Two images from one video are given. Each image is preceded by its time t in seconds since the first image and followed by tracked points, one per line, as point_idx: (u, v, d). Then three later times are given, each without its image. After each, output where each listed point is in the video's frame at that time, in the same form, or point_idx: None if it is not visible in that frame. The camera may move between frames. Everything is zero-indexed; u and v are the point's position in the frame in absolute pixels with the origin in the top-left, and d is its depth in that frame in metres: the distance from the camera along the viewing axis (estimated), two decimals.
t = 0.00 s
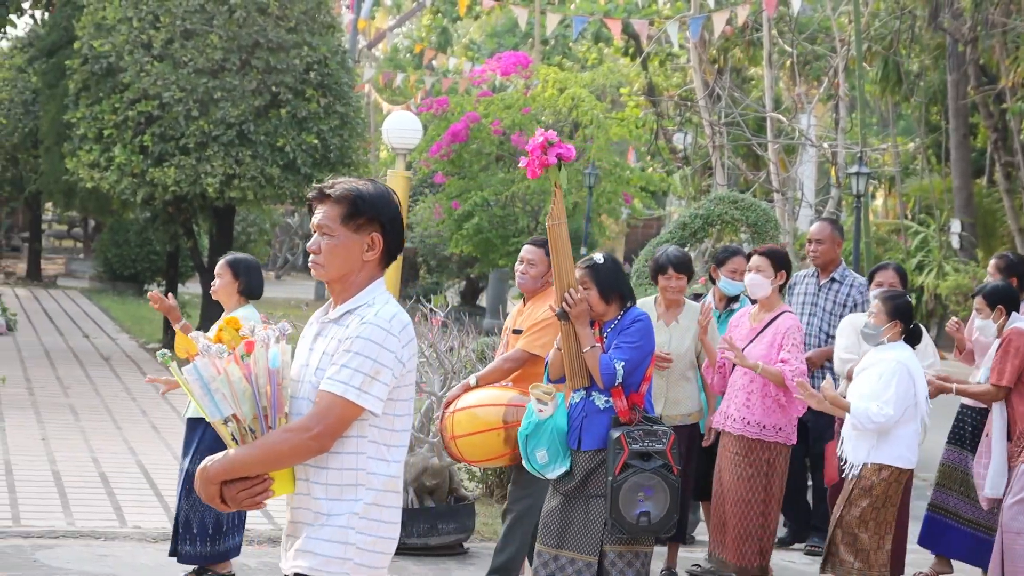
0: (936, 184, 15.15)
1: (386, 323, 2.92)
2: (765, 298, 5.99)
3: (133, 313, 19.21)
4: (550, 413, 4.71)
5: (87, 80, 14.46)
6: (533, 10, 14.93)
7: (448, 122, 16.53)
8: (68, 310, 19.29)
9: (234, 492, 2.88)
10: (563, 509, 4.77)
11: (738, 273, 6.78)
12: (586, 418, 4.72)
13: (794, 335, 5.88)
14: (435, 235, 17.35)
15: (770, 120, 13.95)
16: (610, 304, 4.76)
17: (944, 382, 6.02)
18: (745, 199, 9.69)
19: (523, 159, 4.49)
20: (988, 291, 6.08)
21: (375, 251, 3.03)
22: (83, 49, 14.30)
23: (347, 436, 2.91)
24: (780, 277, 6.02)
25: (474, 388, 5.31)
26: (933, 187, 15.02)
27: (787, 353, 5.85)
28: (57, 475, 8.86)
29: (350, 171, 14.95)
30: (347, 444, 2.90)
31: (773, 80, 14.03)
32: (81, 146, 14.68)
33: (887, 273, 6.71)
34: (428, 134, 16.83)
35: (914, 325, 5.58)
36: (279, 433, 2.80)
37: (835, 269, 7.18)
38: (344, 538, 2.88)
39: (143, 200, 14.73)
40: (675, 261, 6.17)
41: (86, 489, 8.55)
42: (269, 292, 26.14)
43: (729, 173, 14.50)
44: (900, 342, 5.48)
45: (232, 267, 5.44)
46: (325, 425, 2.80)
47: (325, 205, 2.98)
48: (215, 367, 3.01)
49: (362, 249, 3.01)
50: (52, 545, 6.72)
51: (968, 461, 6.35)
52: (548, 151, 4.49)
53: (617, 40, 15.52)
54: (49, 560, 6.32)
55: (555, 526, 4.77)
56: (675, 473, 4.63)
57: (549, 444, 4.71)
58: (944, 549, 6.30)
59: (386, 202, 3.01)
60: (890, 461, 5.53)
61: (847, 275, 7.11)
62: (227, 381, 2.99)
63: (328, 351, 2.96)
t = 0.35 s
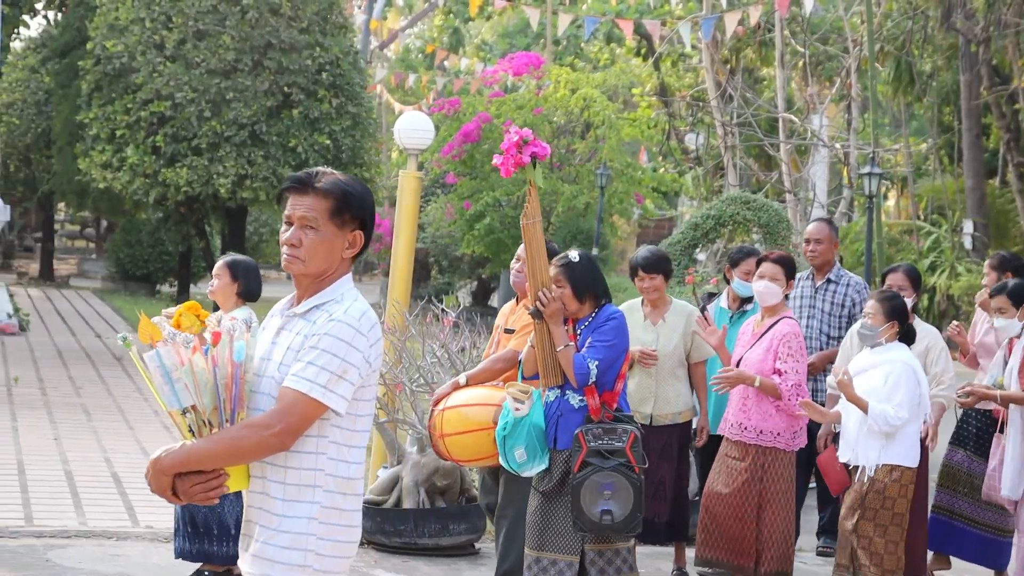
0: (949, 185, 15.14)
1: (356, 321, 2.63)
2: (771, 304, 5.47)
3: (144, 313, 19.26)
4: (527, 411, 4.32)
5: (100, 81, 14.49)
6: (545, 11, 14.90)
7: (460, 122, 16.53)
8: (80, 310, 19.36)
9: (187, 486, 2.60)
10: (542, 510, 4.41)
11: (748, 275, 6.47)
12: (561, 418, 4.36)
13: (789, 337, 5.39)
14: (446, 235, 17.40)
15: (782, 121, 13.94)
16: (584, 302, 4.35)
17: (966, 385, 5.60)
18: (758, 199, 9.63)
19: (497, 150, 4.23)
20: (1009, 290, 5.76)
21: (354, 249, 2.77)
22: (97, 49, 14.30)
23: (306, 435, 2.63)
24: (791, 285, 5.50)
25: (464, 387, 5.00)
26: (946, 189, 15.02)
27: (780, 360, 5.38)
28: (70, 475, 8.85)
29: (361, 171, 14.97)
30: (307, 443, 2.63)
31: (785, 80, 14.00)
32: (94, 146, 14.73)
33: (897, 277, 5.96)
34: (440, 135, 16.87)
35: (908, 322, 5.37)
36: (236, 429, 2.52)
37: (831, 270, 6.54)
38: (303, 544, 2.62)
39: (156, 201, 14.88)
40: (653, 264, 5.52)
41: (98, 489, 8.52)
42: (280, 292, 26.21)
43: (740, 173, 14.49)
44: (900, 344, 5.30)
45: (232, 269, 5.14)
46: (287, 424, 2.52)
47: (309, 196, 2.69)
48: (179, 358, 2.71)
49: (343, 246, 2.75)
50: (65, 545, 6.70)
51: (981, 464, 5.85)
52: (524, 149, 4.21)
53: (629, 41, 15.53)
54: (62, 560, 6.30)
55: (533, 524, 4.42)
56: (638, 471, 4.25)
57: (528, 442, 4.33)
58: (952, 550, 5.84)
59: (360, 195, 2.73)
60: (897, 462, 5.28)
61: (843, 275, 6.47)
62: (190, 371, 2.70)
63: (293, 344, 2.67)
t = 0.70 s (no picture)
0: (951, 186, 15.15)
1: (329, 323, 2.60)
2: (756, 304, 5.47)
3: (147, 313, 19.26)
4: (511, 414, 4.44)
5: (103, 81, 14.56)
6: (547, 11, 14.85)
7: (462, 123, 16.52)
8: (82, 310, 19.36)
9: (160, 496, 2.53)
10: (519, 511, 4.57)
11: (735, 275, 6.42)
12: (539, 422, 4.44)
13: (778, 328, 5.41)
14: (449, 235, 17.40)
15: (785, 121, 13.93)
16: (563, 305, 4.44)
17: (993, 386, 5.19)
18: (760, 199, 9.63)
19: (475, 151, 4.41)
20: None
21: (320, 246, 2.74)
22: (100, 49, 14.41)
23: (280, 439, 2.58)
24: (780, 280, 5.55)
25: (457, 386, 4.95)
26: (949, 188, 15.03)
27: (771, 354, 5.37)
28: (72, 475, 8.85)
29: (364, 172, 15.07)
30: (281, 447, 2.58)
31: (787, 80, 13.99)
32: (97, 147, 14.76)
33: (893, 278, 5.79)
34: (442, 136, 16.86)
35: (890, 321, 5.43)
36: (210, 438, 2.47)
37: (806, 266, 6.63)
38: (286, 552, 2.58)
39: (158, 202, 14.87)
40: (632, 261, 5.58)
41: (101, 488, 8.54)
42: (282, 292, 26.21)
43: (743, 173, 14.48)
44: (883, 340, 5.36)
45: (208, 267, 5.09)
46: (261, 430, 2.47)
47: (270, 194, 2.65)
48: (145, 367, 2.62)
49: (307, 244, 2.71)
50: (67, 545, 6.71)
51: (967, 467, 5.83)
52: (501, 150, 4.38)
53: (631, 41, 15.54)
54: (64, 560, 6.30)
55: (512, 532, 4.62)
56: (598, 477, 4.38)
57: (510, 447, 4.46)
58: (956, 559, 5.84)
59: (321, 191, 2.69)
60: (882, 456, 5.32)
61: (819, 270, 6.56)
62: (158, 380, 2.61)
63: (264, 348, 2.61)
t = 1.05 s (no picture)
0: (951, 186, 15.17)
1: (296, 327, 2.57)
2: (732, 298, 5.55)
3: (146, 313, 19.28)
4: (496, 410, 4.54)
5: (102, 82, 14.54)
6: (546, 11, 14.78)
7: (462, 123, 16.52)
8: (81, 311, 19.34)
9: (127, 507, 2.45)
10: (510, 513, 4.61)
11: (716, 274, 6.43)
12: (527, 419, 4.49)
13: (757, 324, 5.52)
14: (448, 235, 17.40)
15: (784, 121, 13.93)
16: (550, 303, 4.45)
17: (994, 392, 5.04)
18: (759, 200, 9.64)
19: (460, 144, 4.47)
20: None
21: (273, 245, 2.68)
22: (99, 49, 14.40)
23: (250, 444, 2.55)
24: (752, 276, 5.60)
25: (435, 389, 4.99)
26: (949, 189, 15.05)
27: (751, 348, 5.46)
28: (72, 476, 8.84)
29: (362, 172, 15.14)
30: (250, 453, 2.55)
31: (787, 81, 13.99)
32: (96, 147, 14.75)
33: (880, 279, 5.77)
34: (441, 136, 16.86)
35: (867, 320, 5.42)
36: (181, 446, 2.41)
37: (794, 267, 6.79)
38: (258, 558, 2.55)
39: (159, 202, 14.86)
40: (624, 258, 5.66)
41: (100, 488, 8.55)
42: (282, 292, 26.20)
43: (743, 173, 14.48)
44: (859, 342, 5.34)
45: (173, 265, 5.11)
46: (234, 437, 2.44)
47: (217, 197, 2.59)
48: (111, 377, 2.53)
49: (260, 244, 2.65)
50: (66, 545, 6.70)
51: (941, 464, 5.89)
52: (484, 144, 4.44)
53: (631, 42, 15.56)
54: (63, 561, 6.30)
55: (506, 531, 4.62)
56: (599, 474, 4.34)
57: (499, 443, 4.53)
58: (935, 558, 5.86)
59: (273, 192, 2.64)
60: (860, 459, 5.28)
61: (807, 271, 6.73)
62: (124, 390, 2.53)
63: (230, 353, 2.57)
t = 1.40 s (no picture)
0: (948, 186, 15.19)
1: (213, 322, 2.75)
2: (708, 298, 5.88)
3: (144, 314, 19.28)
4: (484, 409, 4.78)
5: (100, 82, 14.55)
6: (544, 11, 14.76)
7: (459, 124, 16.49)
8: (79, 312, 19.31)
9: (32, 501, 2.61)
10: (488, 509, 4.85)
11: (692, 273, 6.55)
12: (512, 417, 4.80)
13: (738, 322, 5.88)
14: (445, 236, 17.40)
15: (782, 122, 13.96)
16: (536, 299, 4.76)
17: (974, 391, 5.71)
18: (757, 200, 9.66)
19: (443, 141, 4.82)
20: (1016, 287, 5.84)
21: (191, 242, 2.86)
22: (96, 49, 14.41)
23: (164, 442, 2.72)
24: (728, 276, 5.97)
25: (394, 388, 5.22)
26: (946, 189, 15.08)
27: (743, 354, 5.78)
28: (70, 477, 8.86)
29: (361, 172, 15.01)
30: (162, 450, 2.71)
31: (785, 81, 14.00)
32: (92, 146, 14.71)
33: (860, 281, 6.10)
34: (439, 136, 16.85)
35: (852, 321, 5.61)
36: (94, 437, 2.56)
37: (791, 268, 6.85)
38: (172, 556, 2.71)
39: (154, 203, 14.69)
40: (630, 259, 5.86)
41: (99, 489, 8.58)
42: (280, 292, 26.18)
43: (741, 173, 14.50)
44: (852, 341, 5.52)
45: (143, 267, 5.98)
46: (145, 429, 2.60)
47: (134, 193, 2.78)
48: (25, 368, 2.66)
49: (179, 240, 2.84)
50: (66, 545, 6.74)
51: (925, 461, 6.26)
52: (467, 143, 4.79)
53: (629, 42, 15.57)
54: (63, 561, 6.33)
55: (476, 523, 4.89)
56: (579, 472, 4.65)
57: (485, 442, 4.76)
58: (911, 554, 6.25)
59: (200, 189, 2.85)
60: (850, 460, 5.50)
61: (804, 272, 6.80)
62: (37, 379, 2.66)
63: (144, 349, 2.73)
